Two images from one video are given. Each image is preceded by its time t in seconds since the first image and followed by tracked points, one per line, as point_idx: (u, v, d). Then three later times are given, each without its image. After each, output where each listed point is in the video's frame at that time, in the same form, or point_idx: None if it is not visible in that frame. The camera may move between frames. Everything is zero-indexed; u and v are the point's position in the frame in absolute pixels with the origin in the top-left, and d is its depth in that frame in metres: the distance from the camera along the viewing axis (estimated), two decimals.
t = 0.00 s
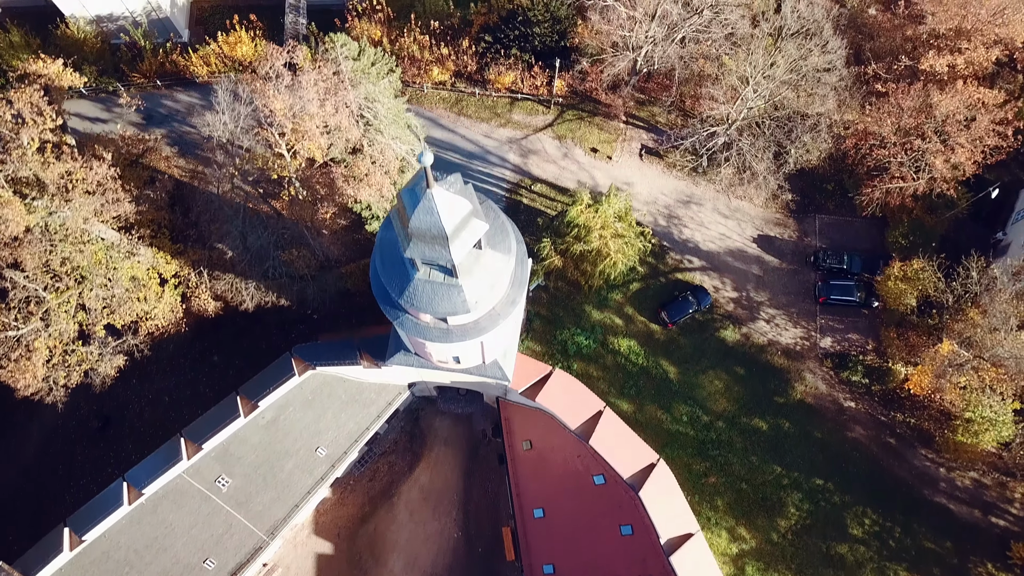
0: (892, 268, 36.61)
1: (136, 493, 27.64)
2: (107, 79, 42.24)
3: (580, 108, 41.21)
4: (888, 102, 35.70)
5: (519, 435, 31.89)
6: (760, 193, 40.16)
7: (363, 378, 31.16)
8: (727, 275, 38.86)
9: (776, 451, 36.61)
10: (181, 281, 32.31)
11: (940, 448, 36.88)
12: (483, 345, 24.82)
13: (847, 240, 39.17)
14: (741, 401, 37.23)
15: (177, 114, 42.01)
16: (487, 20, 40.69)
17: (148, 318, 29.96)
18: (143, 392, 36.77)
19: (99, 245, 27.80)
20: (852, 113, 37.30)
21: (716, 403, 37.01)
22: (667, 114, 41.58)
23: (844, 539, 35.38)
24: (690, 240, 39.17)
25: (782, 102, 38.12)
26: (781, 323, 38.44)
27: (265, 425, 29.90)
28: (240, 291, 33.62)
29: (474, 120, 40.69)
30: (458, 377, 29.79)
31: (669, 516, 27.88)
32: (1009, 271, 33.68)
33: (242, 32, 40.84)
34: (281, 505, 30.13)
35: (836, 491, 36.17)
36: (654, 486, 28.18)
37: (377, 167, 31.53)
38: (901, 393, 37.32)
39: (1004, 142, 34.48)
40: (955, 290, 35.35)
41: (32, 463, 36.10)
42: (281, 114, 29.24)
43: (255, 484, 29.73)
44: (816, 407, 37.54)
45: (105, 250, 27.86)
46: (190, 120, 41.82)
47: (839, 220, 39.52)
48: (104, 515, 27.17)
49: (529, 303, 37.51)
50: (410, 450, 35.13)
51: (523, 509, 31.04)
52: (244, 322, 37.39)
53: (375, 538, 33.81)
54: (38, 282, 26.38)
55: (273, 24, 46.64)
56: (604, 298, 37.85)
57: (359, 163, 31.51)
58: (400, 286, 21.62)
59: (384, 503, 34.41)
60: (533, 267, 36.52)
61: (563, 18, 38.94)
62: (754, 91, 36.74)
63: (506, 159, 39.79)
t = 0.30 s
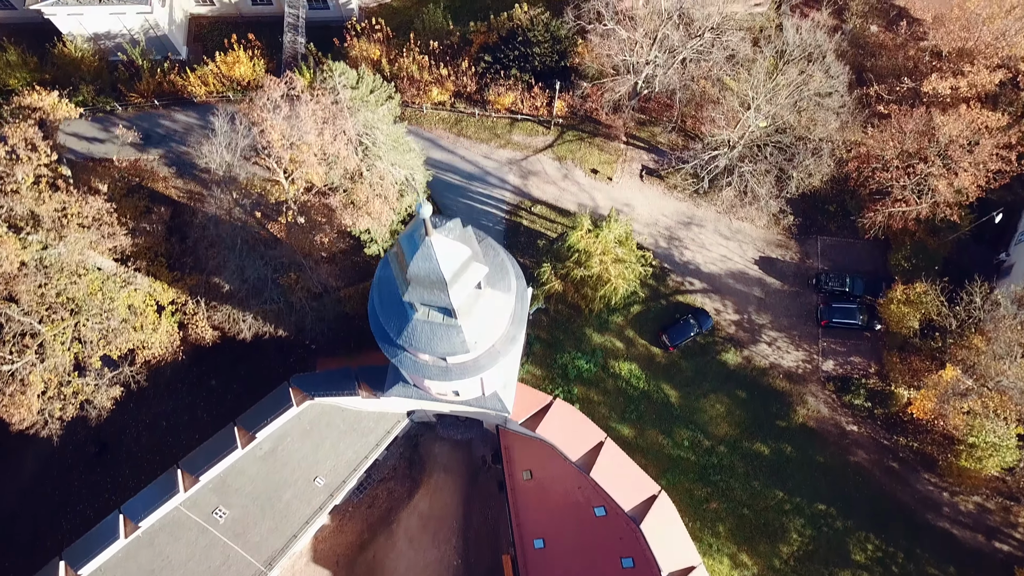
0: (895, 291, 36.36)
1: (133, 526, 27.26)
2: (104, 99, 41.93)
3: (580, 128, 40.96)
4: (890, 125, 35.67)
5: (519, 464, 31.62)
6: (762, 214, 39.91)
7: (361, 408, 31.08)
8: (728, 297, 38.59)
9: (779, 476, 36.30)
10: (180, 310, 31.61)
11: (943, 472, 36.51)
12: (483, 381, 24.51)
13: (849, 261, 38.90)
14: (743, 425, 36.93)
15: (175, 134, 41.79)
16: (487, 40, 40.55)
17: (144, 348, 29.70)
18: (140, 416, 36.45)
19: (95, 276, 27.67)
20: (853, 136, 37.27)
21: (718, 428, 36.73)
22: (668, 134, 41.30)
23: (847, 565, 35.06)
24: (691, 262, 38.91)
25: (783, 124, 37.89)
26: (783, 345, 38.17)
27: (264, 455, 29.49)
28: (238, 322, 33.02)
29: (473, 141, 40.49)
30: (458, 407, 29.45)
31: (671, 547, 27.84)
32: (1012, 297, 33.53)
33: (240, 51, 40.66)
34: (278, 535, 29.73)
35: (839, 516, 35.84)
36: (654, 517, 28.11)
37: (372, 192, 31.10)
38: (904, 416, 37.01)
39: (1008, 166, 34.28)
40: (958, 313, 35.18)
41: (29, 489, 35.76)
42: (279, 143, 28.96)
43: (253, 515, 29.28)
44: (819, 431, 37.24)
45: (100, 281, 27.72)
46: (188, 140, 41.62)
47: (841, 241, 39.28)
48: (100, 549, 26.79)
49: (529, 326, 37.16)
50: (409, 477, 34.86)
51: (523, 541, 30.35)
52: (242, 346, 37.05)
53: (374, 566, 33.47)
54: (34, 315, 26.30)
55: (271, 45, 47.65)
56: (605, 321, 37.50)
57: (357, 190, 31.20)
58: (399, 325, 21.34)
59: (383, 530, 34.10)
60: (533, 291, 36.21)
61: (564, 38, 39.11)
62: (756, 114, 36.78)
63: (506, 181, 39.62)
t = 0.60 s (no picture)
0: (898, 315, 36.08)
1: (128, 562, 26.99)
2: (101, 119, 41.76)
3: (580, 149, 40.72)
4: (893, 148, 35.53)
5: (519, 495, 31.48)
6: (764, 236, 39.62)
7: (360, 439, 30.49)
8: (730, 321, 38.32)
9: (781, 502, 35.91)
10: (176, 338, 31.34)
11: (946, 498, 36.06)
12: (482, 420, 24.17)
13: (852, 284, 38.57)
14: (745, 450, 36.58)
15: (172, 155, 41.55)
16: (486, 61, 40.37)
17: (139, 379, 29.43)
18: (137, 442, 36.09)
19: (90, 310, 27.56)
20: (856, 159, 37.03)
21: (719, 454, 36.40)
22: (669, 155, 41.03)
23: None
24: (692, 285, 38.65)
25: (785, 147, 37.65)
26: (785, 370, 37.88)
27: (261, 487, 29.22)
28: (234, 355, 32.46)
29: (473, 163, 40.28)
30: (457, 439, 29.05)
31: None
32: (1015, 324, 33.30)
33: (237, 72, 40.45)
34: (276, 568, 29.68)
35: (842, 543, 35.44)
36: (654, 552, 27.61)
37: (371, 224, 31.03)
38: (907, 441, 36.59)
39: (1012, 193, 34.00)
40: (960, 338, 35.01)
41: (24, 516, 35.41)
42: (277, 173, 28.69)
43: (250, 549, 28.98)
44: (821, 456, 36.85)
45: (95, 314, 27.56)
46: (185, 161, 41.37)
47: (843, 264, 38.96)
48: None
49: (529, 351, 36.83)
50: (408, 505, 34.52)
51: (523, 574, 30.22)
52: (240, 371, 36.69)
53: None
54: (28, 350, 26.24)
55: (268, 65, 47.59)
56: (605, 346, 37.17)
57: (356, 219, 30.91)
58: (397, 369, 21.04)
59: (381, 559, 33.68)
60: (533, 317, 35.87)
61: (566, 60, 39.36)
62: (759, 137, 36.68)
63: (506, 203, 39.39)
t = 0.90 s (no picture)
0: (901, 341, 35.75)
1: None
2: (98, 140, 41.35)
3: (580, 172, 40.43)
4: (896, 175, 35.28)
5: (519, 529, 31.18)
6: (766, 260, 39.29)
7: (358, 472, 30.16)
8: (732, 346, 38.01)
9: (783, 531, 35.47)
10: (172, 370, 30.18)
11: (951, 526, 35.55)
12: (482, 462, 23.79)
13: (854, 309, 38.30)
14: (747, 478, 36.19)
15: (170, 178, 41.23)
16: (486, 83, 40.07)
17: (136, 413, 29.13)
18: (132, 470, 35.70)
19: (85, 347, 27.25)
20: (859, 184, 36.74)
21: (721, 481, 36.03)
22: (670, 178, 40.72)
23: None
24: (693, 310, 38.35)
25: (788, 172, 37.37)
26: (787, 396, 37.56)
27: (259, 522, 29.08)
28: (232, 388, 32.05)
29: (472, 187, 40.00)
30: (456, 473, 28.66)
31: None
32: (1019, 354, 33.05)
33: (235, 93, 40.14)
34: None
35: (845, 572, 34.94)
36: None
37: (372, 257, 30.63)
38: (910, 469, 36.08)
39: (1015, 220, 33.76)
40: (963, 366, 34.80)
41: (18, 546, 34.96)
42: (274, 206, 28.41)
43: None
44: (824, 483, 36.42)
45: (89, 351, 27.26)
46: (183, 184, 41.08)
47: (845, 288, 38.68)
48: None
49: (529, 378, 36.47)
50: (407, 534, 34.14)
51: None
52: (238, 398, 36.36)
53: None
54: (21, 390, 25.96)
55: (266, 85, 47.22)
56: (606, 372, 36.83)
57: (355, 249, 30.65)
58: (395, 416, 20.71)
59: None
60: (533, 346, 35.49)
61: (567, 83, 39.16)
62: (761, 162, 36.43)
63: (506, 228, 39.10)
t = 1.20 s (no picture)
0: (904, 370, 35.38)
1: None
2: (95, 164, 40.93)
3: (580, 198, 40.12)
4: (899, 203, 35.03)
5: (519, 564, 30.95)
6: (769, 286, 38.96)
7: (356, 508, 29.74)
8: (734, 374, 37.70)
9: (786, 561, 35.09)
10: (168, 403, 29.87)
11: (955, 556, 35.17)
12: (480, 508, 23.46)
13: (857, 336, 38.04)
14: (749, 507, 35.81)
15: (167, 202, 40.92)
16: (486, 107, 39.61)
17: (131, 449, 28.80)
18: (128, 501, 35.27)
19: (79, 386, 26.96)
20: (862, 212, 36.42)
21: (723, 511, 35.65)
22: (671, 203, 40.36)
23: None
24: (695, 336, 38.05)
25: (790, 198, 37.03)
26: (789, 424, 37.24)
27: (255, 561, 28.73)
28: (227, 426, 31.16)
29: (472, 212, 39.72)
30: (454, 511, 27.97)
31: None
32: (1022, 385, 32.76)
33: (233, 117, 39.83)
34: None
35: None
36: None
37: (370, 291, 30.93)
38: (914, 498, 35.58)
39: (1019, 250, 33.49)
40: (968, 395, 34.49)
41: None
42: (271, 242, 28.13)
43: None
44: (827, 513, 36.03)
45: (84, 390, 26.97)
46: (180, 209, 40.76)
47: (848, 314, 38.40)
48: None
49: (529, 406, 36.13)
50: (406, 567, 33.75)
51: None
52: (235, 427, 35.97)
53: None
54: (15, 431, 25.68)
55: (264, 106, 46.86)
56: (607, 401, 36.48)
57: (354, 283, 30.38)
58: (393, 466, 20.42)
59: None
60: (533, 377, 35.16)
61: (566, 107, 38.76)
62: (762, 190, 36.13)
63: (505, 253, 38.81)
